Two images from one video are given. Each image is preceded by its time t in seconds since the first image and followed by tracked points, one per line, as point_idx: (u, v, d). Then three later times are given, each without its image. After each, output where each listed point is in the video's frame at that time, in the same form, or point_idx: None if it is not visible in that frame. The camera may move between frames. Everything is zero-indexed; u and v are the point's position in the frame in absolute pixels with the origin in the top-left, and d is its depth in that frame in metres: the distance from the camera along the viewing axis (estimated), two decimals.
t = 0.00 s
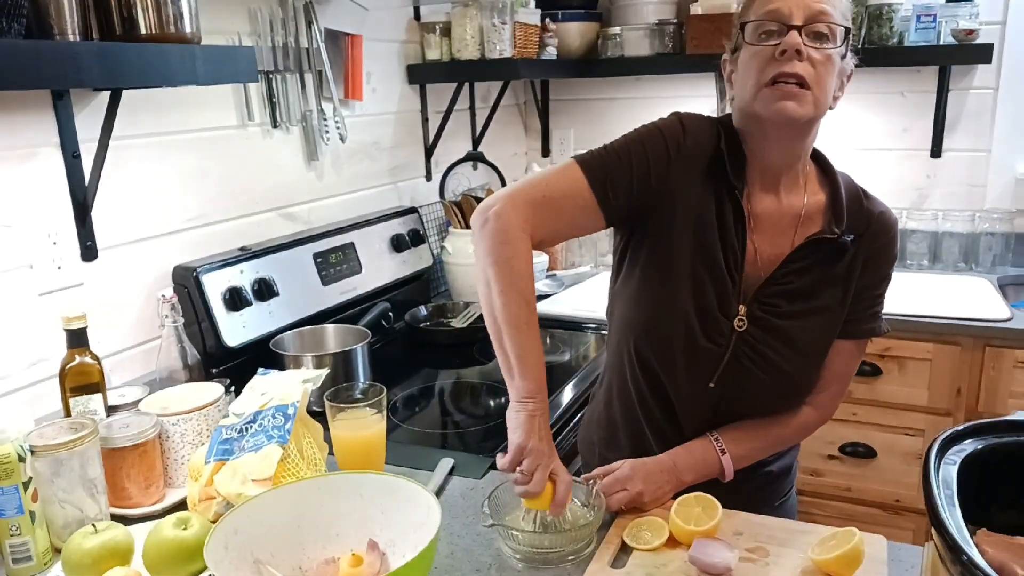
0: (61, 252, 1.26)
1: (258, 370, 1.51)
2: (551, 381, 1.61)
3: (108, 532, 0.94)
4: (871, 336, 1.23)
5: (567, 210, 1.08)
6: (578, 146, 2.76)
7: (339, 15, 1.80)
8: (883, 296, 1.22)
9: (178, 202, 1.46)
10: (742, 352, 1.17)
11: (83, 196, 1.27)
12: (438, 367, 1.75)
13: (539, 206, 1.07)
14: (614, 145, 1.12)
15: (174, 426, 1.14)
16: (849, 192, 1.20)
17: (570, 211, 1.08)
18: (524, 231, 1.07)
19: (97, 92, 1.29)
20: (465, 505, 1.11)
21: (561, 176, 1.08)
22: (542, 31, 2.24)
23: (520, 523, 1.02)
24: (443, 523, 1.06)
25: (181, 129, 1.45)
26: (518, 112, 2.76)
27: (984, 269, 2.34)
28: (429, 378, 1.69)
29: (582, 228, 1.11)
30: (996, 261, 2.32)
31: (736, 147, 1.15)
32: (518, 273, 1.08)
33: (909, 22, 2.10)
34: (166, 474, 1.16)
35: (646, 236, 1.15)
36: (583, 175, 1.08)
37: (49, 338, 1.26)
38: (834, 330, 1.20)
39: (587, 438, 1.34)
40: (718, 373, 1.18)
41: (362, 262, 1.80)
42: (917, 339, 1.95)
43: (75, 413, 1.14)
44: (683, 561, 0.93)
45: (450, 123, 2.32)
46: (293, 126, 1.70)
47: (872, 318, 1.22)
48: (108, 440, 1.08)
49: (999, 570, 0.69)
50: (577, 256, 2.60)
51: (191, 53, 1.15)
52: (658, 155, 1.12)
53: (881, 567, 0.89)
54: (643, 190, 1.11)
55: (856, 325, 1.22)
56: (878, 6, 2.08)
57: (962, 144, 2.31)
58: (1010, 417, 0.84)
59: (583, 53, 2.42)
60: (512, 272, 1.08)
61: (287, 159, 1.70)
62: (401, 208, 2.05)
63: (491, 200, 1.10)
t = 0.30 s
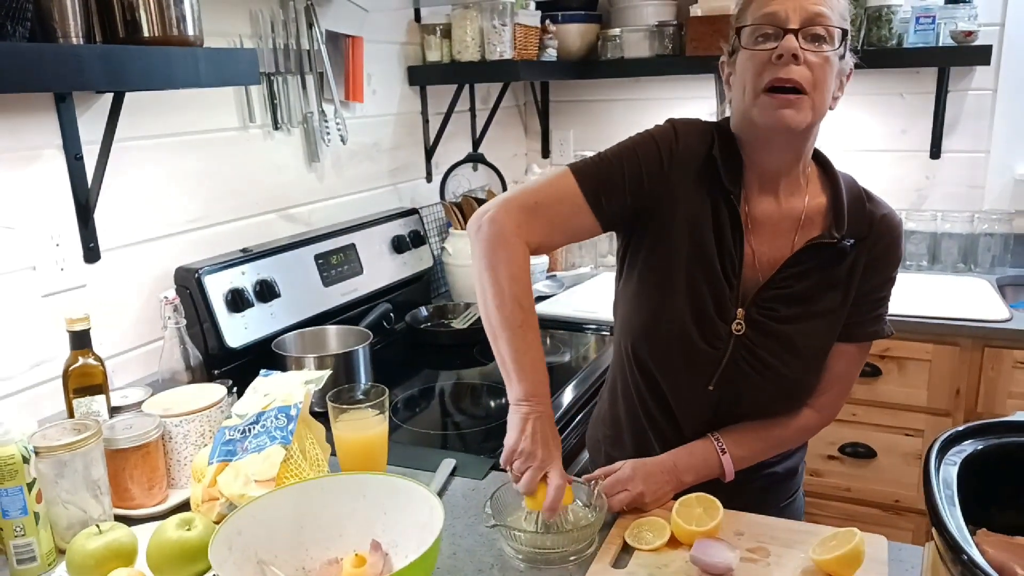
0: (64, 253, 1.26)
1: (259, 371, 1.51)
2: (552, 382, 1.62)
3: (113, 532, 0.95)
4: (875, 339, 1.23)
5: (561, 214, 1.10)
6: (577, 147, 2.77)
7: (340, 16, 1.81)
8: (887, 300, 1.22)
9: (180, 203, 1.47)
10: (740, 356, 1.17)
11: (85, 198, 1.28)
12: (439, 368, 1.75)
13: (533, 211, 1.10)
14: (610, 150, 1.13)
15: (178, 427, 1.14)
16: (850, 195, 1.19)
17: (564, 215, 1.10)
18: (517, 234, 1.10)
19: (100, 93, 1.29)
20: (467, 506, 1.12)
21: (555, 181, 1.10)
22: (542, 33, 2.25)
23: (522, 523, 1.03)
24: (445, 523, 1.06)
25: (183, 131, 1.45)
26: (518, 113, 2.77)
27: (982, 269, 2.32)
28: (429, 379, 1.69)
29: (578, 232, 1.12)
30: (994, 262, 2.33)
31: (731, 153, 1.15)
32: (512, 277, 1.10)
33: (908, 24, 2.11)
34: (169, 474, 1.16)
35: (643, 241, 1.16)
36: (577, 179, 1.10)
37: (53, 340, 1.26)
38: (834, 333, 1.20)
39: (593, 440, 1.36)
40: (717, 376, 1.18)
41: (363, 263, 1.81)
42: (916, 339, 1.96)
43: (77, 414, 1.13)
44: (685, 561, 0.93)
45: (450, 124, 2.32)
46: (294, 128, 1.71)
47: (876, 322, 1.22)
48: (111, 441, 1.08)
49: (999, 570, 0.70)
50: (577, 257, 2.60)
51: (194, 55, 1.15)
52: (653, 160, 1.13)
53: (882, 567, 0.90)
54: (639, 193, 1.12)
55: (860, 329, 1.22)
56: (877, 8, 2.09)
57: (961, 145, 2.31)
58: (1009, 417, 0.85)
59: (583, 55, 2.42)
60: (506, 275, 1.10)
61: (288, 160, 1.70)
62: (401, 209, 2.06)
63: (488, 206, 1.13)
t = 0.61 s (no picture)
0: (63, 255, 1.26)
1: (259, 372, 1.51)
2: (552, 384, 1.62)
3: (113, 535, 0.95)
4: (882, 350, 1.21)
5: (568, 220, 1.15)
6: (577, 147, 2.77)
7: (339, 17, 1.81)
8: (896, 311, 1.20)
9: (180, 205, 1.47)
10: (740, 355, 1.17)
11: (85, 200, 1.28)
12: (439, 369, 1.75)
13: (542, 219, 1.15)
14: (617, 151, 1.16)
15: (178, 429, 1.14)
16: (861, 200, 1.17)
17: (572, 220, 1.15)
18: (528, 243, 1.15)
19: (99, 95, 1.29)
20: (467, 508, 1.12)
21: (563, 190, 1.16)
22: (542, 34, 2.25)
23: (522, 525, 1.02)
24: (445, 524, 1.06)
25: (183, 133, 1.45)
26: (518, 114, 2.77)
27: (982, 270, 2.33)
28: (429, 380, 1.69)
29: (588, 236, 1.16)
30: (993, 261, 2.33)
31: (737, 152, 1.16)
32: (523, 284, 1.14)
33: (908, 25, 2.12)
34: (169, 477, 1.16)
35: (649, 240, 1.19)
36: (583, 186, 1.15)
37: (52, 342, 1.26)
38: (837, 339, 1.19)
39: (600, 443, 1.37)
40: (716, 373, 1.18)
41: (362, 264, 1.81)
42: (915, 340, 1.96)
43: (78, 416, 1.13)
44: (685, 563, 0.93)
45: (450, 125, 2.32)
46: (294, 129, 1.71)
47: (885, 331, 1.20)
48: (111, 443, 1.08)
49: (997, 571, 0.70)
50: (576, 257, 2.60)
51: (194, 57, 1.16)
52: (658, 160, 1.16)
53: (881, 568, 0.90)
54: (642, 192, 1.15)
55: (868, 339, 1.19)
56: (876, 9, 2.09)
57: (960, 145, 2.32)
58: (1009, 419, 0.85)
59: (582, 55, 2.42)
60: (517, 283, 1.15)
61: (288, 162, 1.70)
62: (401, 210, 2.06)
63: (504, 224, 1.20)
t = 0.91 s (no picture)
0: (66, 258, 1.27)
1: (260, 375, 1.51)
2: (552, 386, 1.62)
3: (116, 538, 0.95)
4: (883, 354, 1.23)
5: (582, 218, 1.13)
6: (577, 149, 2.77)
7: (339, 20, 1.81)
8: (898, 314, 1.21)
9: (182, 208, 1.47)
10: (748, 357, 1.18)
11: (87, 204, 1.28)
12: (439, 371, 1.76)
13: (555, 217, 1.13)
14: (631, 151, 1.15)
15: (180, 432, 1.15)
16: (869, 205, 1.18)
17: (587, 219, 1.13)
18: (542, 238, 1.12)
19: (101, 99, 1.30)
20: (469, 511, 1.13)
21: (580, 185, 1.13)
22: (542, 36, 2.26)
23: (525, 529, 1.03)
24: (448, 528, 1.07)
25: (184, 136, 1.46)
26: (518, 115, 2.77)
27: (981, 271, 2.32)
28: (429, 382, 1.70)
29: (599, 237, 1.15)
30: (993, 264, 2.33)
31: (747, 155, 1.16)
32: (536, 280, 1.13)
33: (907, 27, 2.13)
34: (172, 480, 1.17)
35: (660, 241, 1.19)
36: (598, 183, 1.13)
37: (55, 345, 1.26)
38: (843, 343, 1.20)
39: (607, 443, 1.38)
40: (723, 374, 1.19)
41: (363, 266, 1.81)
42: (915, 341, 1.97)
43: (81, 419, 1.14)
44: (686, 566, 0.94)
45: (450, 127, 2.32)
46: (295, 132, 1.71)
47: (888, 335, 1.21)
48: (114, 447, 1.08)
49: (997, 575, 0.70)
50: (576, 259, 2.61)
51: (196, 62, 1.16)
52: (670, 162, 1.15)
53: (881, 571, 0.90)
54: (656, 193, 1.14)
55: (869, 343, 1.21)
56: (876, 11, 2.10)
57: (959, 147, 2.32)
58: (1008, 423, 0.86)
59: (582, 57, 2.42)
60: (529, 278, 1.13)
61: (289, 164, 1.70)
62: (401, 212, 2.06)
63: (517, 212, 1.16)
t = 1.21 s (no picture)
0: (70, 263, 1.27)
1: (263, 378, 1.52)
2: (553, 389, 1.63)
3: (121, 543, 0.95)
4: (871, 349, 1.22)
5: (563, 222, 1.16)
6: (577, 151, 2.78)
7: (341, 24, 1.82)
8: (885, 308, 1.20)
9: (186, 212, 1.48)
10: (733, 356, 1.17)
11: (91, 210, 1.29)
12: (440, 374, 1.76)
13: (536, 225, 1.16)
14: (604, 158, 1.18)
15: (184, 436, 1.15)
16: (847, 201, 1.18)
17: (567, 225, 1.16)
18: (523, 245, 1.16)
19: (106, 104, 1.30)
20: (471, 515, 1.13)
21: (555, 196, 1.17)
22: (542, 39, 2.26)
23: (528, 533, 1.03)
24: (451, 531, 1.08)
25: (188, 140, 1.46)
26: (518, 118, 2.78)
27: (981, 274, 2.35)
28: (430, 385, 1.70)
29: (578, 245, 1.19)
30: (992, 266, 2.34)
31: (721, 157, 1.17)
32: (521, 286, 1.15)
33: (907, 30, 2.13)
34: (176, 483, 1.17)
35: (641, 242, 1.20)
36: (576, 192, 1.17)
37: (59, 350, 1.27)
38: (828, 337, 1.19)
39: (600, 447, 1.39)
40: (709, 374, 1.19)
41: (365, 269, 1.81)
42: (915, 344, 1.97)
43: (85, 424, 1.14)
44: (688, 569, 0.94)
45: (451, 130, 2.33)
46: (297, 135, 1.72)
47: (876, 330, 1.20)
48: (119, 451, 1.09)
49: None
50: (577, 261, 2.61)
51: (201, 68, 1.17)
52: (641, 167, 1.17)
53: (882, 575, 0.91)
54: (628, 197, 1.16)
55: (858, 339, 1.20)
56: (876, 15, 2.11)
57: (958, 150, 2.33)
58: (1008, 428, 0.86)
59: (583, 60, 2.43)
60: (514, 286, 1.15)
61: (291, 168, 1.71)
62: (402, 215, 2.07)
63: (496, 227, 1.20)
